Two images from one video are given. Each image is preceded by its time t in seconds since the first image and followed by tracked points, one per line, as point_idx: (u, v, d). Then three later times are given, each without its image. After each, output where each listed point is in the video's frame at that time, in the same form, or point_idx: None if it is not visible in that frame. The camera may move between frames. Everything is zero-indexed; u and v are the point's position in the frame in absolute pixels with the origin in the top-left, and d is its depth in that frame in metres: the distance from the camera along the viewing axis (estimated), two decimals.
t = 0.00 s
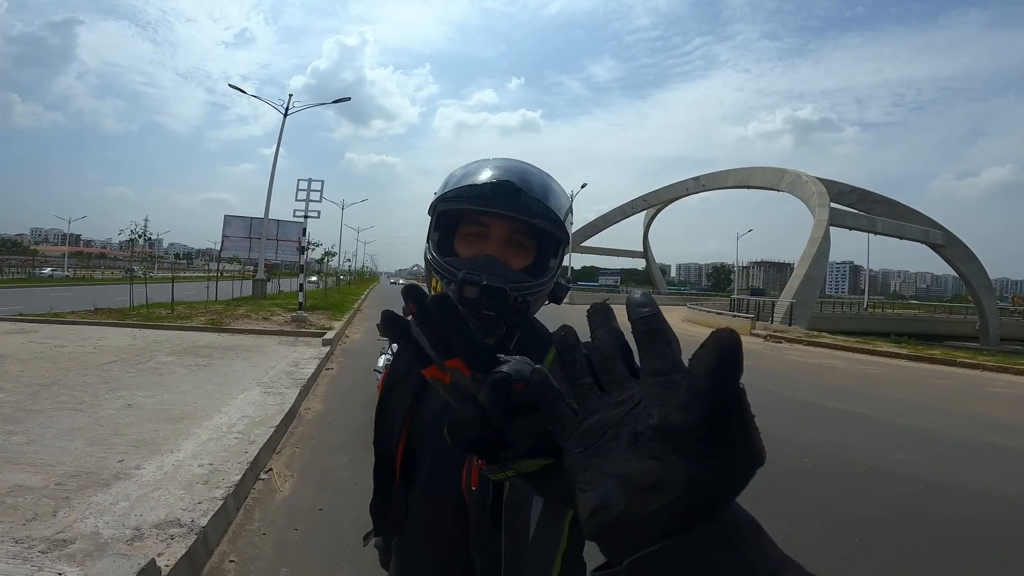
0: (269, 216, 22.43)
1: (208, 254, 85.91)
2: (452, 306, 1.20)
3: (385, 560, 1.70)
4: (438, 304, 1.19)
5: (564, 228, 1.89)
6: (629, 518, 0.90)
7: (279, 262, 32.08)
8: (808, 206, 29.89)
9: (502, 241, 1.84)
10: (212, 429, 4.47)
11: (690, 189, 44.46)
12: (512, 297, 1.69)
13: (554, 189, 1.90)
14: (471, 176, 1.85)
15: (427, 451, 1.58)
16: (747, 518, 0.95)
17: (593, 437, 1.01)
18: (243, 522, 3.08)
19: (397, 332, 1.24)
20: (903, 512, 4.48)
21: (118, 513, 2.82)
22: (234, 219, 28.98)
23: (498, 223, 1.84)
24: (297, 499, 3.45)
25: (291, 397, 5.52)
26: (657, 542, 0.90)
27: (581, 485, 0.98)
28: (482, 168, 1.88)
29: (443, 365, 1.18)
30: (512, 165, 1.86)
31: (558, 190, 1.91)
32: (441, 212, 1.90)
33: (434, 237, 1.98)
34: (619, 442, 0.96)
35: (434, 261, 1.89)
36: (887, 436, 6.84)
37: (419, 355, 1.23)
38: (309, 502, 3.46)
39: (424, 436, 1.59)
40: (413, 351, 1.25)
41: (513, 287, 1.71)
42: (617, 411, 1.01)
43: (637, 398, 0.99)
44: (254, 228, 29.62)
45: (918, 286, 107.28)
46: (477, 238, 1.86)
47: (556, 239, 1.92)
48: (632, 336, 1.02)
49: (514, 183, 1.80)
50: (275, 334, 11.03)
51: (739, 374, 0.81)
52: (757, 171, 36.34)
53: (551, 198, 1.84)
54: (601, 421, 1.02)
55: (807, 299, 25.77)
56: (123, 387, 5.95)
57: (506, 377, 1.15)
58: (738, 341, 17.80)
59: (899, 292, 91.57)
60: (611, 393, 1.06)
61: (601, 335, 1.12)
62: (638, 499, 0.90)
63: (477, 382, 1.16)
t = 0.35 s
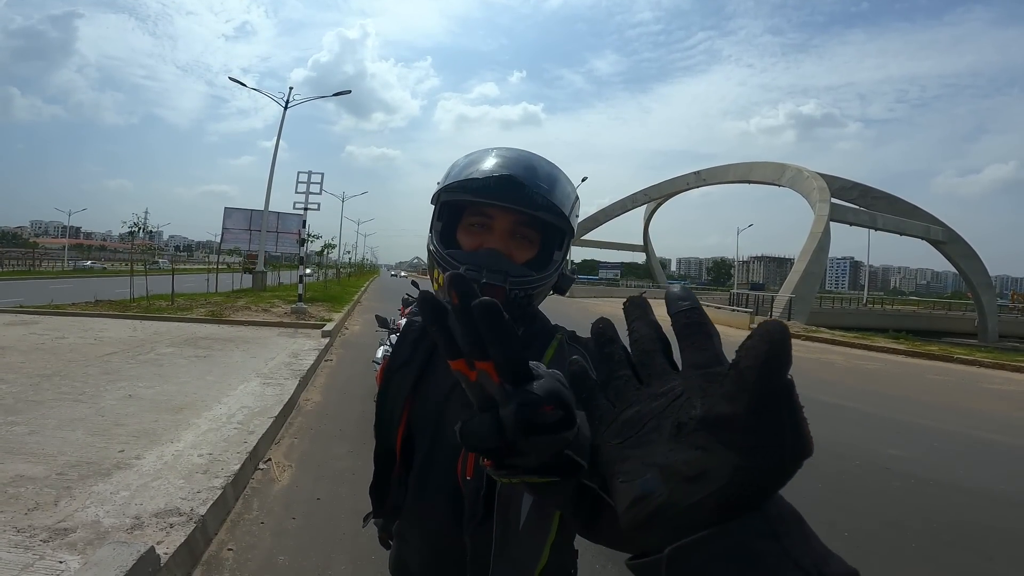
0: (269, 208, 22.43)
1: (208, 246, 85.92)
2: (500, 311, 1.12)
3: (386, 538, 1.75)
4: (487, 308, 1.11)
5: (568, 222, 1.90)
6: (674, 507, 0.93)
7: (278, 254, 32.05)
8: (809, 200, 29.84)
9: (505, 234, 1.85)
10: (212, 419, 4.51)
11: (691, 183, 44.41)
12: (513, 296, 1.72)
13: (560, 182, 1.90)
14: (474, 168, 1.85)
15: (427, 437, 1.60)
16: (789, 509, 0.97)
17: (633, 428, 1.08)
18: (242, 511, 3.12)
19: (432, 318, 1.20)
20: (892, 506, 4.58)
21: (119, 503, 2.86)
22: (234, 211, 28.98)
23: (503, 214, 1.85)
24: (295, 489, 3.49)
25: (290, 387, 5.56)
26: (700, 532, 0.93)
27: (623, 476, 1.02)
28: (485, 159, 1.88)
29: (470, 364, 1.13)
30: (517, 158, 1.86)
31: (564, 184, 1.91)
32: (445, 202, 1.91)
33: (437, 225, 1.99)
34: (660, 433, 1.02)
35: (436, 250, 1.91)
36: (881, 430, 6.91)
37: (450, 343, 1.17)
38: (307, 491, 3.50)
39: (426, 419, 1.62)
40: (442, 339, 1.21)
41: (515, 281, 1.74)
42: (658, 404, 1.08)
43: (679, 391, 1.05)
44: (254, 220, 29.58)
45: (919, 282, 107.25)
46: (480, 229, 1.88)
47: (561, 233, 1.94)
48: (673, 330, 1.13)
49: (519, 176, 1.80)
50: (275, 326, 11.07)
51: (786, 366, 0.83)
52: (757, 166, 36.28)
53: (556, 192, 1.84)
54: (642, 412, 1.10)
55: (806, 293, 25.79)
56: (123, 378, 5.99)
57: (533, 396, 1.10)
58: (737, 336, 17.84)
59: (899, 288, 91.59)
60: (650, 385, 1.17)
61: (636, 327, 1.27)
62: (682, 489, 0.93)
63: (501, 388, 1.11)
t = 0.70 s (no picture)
0: (269, 200, 22.43)
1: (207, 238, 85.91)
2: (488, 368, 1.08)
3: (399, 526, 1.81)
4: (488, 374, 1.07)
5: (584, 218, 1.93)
6: (708, 500, 0.98)
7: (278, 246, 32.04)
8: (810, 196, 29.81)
9: (519, 232, 1.90)
10: (213, 411, 4.55)
11: (692, 178, 44.37)
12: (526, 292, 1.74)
13: (574, 173, 1.92)
14: (487, 165, 1.88)
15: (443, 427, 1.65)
16: (825, 503, 0.99)
17: (664, 422, 1.14)
18: (244, 502, 3.16)
19: (426, 358, 1.25)
20: (887, 501, 4.64)
21: (123, 494, 2.90)
22: (234, 203, 28.97)
23: (517, 213, 1.90)
24: (297, 480, 3.53)
25: (290, 379, 5.60)
26: (738, 525, 0.96)
27: (652, 470, 1.08)
28: (497, 154, 1.91)
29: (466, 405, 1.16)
30: (531, 152, 1.88)
31: (578, 175, 1.94)
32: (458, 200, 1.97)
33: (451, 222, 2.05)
34: (694, 427, 1.08)
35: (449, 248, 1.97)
36: (878, 426, 6.97)
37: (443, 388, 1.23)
38: (308, 482, 3.54)
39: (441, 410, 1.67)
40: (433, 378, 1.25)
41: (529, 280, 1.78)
42: (689, 397, 1.14)
43: (712, 385, 1.11)
44: (254, 212, 29.56)
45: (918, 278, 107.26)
46: (495, 226, 1.92)
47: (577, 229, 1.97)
48: (702, 324, 1.16)
49: (532, 172, 1.83)
50: (275, 318, 11.10)
51: (824, 358, 0.87)
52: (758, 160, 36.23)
53: (571, 187, 1.87)
54: (672, 406, 1.15)
55: (806, 289, 25.83)
56: (124, 370, 6.03)
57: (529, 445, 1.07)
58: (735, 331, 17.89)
59: (898, 284, 91.69)
60: (679, 377, 1.21)
61: (664, 321, 1.28)
62: (716, 483, 0.97)
63: (501, 436, 1.09)
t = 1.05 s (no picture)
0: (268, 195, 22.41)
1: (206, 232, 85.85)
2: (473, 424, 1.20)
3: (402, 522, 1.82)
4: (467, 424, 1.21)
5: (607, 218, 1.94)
6: (714, 497, 1.01)
7: (278, 241, 32.03)
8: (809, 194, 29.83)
9: (542, 228, 1.91)
10: (213, 406, 4.57)
11: (691, 175, 44.41)
12: (549, 287, 1.77)
13: (598, 172, 1.93)
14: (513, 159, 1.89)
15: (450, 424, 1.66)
16: (831, 502, 1.01)
17: (671, 421, 1.16)
18: (244, 497, 3.18)
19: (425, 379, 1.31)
20: (882, 498, 4.69)
21: (124, 489, 2.92)
22: (234, 197, 28.95)
23: (540, 209, 1.90)
24: (297, 475, 3.56)
25: (290, 374, 5.63)
26: (745, 522, 0.98)
27: (660, 468, 1.11)
28: (522, 149, 1.92)
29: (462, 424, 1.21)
30: (555, 149, 1.89)
31: (603, 176, 1.94)
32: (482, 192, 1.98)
33: (472, 218, 2.05)
34: (701, 426, 1.10)
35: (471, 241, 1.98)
36: (874, 424, 7.03)
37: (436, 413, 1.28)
38: (308, 477, 3.57)
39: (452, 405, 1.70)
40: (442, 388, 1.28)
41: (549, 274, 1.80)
42: (696, 397, 1.16)
43: (719, 384, 1.13)
44: (253, 207, 29.54)
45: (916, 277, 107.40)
46: (517, 221, 1.93)
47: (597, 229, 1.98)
48: (709, 325, 1.16)
49: (557, 169, 1.83)
50: (274, 313, 11.12)
51: (832, 362, 0.93)
52: (758, 158, 36.24)
53: (594, 186, 1.88)
54: (680, 406, 1.17)
55: (804, 287, 25.89)
56: (124, 365, 6.05)
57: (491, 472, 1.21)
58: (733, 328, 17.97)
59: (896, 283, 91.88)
60: (687, 377, 1.22)
61: (670, 322, 1.28)
62: (726, 479, 1.01)
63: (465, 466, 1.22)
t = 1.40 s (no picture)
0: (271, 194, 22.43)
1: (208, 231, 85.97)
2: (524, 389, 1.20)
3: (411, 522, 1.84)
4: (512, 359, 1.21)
5: (620, 210, 1.93)
6: (727, 499, 1.00)
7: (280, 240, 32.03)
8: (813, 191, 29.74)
9: (556, 226, 1.91)
10: (219, 404, 4.59)
11: (694, 172, 44.32)
12: (570, 287, 1.76)
13: (606, 165, 1.91)
14: (521, 162, 1.87)
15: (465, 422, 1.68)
16: (845, 502, 1.01)
17: (682, 422, 1.16)
18: (251, 495, 3.19)
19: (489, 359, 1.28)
20: (885, 496, 4.69)
21: (132, 488, 2.93)
22: (237, 196, 28.97)
23: (551, 208, 1.90)
24: (302, 473, 3.57)
25: (295, 373, 5.64)
26: (758, 523, 0.98)
27: (671, 470, 1.10)
28: (528, 149, 1.90)
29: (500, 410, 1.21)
30: (562, 145, 1.87)
31: (610, 166, 1.93)
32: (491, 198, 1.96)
33: (483, 222, 2.05)
34: (712, 427, 1.10)
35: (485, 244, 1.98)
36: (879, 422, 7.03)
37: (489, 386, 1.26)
38: (314, 475, 3.59)
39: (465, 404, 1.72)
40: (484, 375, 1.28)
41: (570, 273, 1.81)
42: (706, 398, 1.16)
43: (730, 384, 1.13)
44: (256, 206, 29.56)
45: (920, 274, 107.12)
46: (531, 222, 1.93)
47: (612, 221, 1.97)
48: (718, 326, 1.18)
49: (567, 167, 1.82)
50: (278, 311, 11.14)
51: (845, 361, 0.91)
52: (761, 156, 36.16)
53: (605, 179, 1.88)
54: (690, 406, 1.17)
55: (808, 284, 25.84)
56: (129, 363, 6.07)
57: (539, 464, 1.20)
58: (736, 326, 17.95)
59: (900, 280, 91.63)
60: (696, 378, 1.23)
61: (676, 322, 1.29)
62: (737, 483, 0.99)
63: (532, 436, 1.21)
